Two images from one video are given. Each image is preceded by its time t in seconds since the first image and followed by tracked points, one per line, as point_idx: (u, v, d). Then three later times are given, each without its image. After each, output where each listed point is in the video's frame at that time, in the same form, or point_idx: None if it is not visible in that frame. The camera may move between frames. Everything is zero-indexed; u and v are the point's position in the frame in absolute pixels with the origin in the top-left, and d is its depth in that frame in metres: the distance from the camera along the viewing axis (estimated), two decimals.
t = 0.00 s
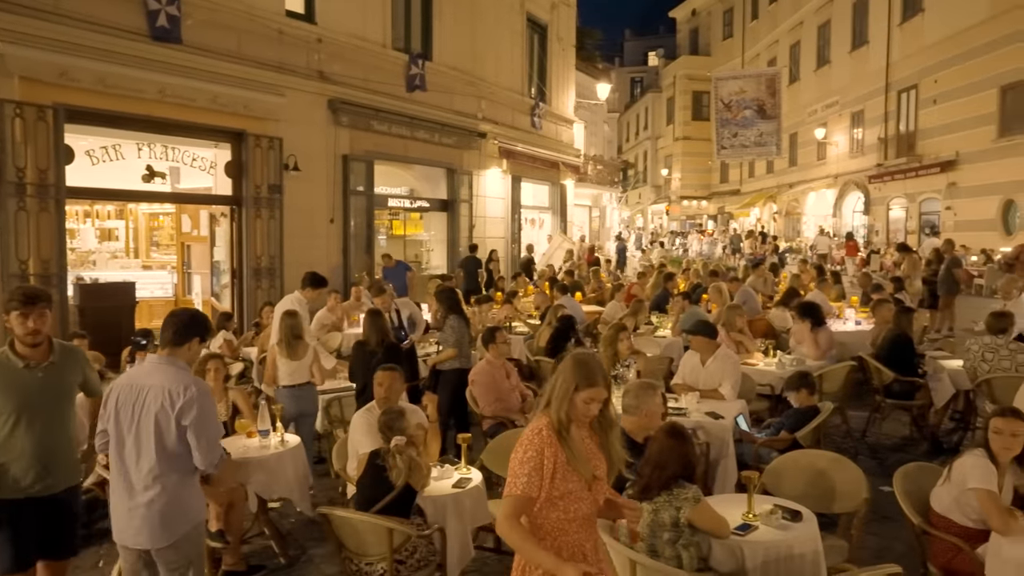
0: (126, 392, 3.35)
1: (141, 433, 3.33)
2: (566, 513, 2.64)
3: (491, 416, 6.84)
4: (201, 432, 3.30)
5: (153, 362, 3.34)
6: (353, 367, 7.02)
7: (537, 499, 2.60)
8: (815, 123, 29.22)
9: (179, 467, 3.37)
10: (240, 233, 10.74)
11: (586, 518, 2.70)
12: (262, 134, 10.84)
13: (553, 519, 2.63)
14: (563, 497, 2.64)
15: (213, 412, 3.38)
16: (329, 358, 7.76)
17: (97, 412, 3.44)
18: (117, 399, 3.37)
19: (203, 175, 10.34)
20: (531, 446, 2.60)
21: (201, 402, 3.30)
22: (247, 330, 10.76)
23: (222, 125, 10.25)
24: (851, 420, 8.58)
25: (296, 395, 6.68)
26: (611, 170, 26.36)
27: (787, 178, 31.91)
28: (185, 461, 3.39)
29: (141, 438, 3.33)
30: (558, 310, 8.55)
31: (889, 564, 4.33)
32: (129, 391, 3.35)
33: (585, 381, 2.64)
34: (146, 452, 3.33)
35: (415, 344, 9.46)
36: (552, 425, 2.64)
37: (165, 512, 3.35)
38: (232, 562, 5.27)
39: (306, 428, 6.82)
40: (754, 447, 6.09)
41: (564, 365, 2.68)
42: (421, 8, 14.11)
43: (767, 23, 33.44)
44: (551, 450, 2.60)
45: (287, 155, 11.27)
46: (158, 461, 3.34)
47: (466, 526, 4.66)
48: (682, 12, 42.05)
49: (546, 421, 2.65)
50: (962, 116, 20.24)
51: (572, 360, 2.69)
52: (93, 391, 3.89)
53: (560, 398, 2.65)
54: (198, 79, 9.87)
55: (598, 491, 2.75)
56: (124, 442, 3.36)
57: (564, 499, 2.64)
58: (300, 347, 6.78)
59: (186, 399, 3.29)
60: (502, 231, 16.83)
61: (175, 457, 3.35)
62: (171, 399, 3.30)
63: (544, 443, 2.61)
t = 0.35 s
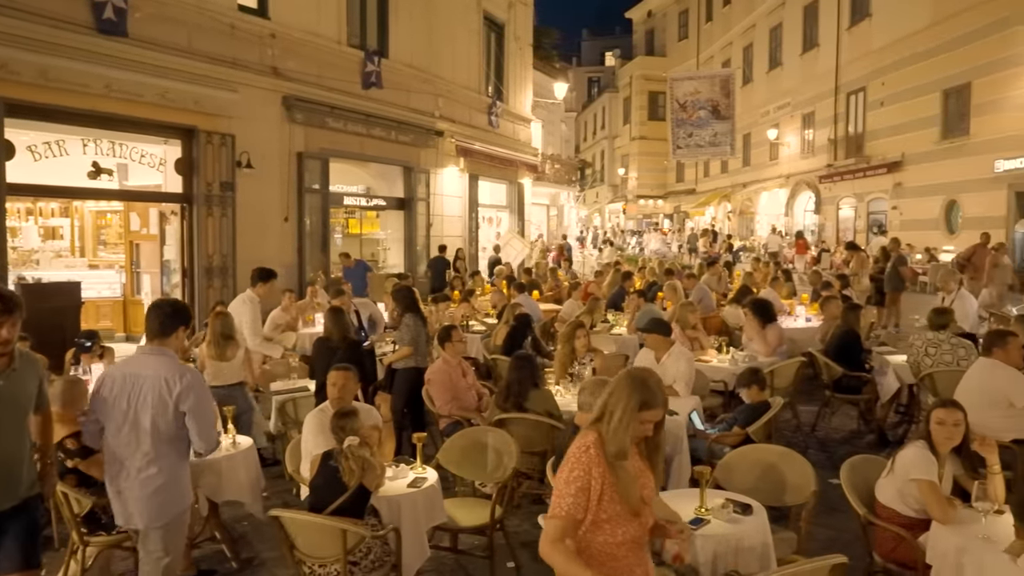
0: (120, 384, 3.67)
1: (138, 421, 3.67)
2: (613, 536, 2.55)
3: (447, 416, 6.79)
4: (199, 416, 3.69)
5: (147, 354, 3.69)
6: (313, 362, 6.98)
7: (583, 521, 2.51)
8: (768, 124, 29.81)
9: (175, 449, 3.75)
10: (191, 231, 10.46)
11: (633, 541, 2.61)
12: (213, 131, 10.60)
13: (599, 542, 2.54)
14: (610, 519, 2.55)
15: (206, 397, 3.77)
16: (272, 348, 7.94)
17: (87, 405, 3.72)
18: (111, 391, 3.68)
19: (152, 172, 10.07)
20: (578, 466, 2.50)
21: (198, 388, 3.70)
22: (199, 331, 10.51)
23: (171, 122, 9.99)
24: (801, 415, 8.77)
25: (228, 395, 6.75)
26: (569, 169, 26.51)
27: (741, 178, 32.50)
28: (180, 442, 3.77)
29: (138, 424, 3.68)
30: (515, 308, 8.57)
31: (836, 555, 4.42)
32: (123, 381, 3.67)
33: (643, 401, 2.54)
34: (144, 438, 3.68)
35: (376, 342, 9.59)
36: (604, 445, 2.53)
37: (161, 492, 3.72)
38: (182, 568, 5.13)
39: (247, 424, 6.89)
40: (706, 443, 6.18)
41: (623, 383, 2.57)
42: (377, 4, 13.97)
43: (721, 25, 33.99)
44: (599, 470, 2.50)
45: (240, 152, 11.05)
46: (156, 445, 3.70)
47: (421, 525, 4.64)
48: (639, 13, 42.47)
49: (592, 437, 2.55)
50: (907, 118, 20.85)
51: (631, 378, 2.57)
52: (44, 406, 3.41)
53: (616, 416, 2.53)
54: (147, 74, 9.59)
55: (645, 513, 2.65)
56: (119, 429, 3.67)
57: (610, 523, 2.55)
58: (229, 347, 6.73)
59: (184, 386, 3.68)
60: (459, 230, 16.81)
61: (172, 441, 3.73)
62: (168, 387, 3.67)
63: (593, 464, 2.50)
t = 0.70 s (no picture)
0: (103, 374, 4.02)
1: (122, 407, 4.04)
2: (674, 542, 2.60)
3: (407, 415, 6.73)
4: (175, 400, 4.05)
5: (124, 346, 4.03)
6: (267, 361, 6.82)
7: (640, 527, 2.57)
8: (725, 125, 30.29)
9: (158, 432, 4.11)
10: (143, 229, 10.17)
11: (697, 548, 2.64)
12: (166, 127, 10.34)
13: (659, 548, 2.60)
14: (670, 525, 2.59)
15: (182, 383, 4.12)
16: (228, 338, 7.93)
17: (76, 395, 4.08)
18: (95, 381, 4.04)
19: (101, 169, 9.79)
20: (635, 472, 2.55)
21: (173, 375, 4.04)
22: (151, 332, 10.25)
23: (122, 117, 9.71)
24: (757, 410, 8.92)
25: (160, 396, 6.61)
26: (530, 168, 26.55)
27: (698, 177, 32.96)
28: (161, 425, 4.13)
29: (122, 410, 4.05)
30: (474, 306, 8.53)
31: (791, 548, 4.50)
32: (105, 372, 4.02)
33: (707, 405, 2.53)
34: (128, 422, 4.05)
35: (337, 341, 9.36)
36: (664, 450, 2.56)
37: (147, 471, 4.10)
38: None
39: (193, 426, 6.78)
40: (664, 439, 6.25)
41: (685, 385, 2.57)
42: None
43: (678, 27, 34.41)
44: (658, 477, 2.54)
45: (193, 149, 10.80)
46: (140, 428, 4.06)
47: (381, 526, 4.58)
48: (598, 14, 42.78)
49: (653, 443, 2.58)
50: (859, 120, 21.37)
51: (695, 380, 2.56)
52: (34, 426, 3.12)
53: (678, 421, 2.55)
54: (95, 68, 9.31)
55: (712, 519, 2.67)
56: (107, 416, 4.05)
57: (671, 530, 2.60)
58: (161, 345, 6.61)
59: (161, 374, 4.02)
60: (419, 229, 16.72)
61: (153, 423, 4.09)
62: (146, 375, 4.02)
63: (652, 471, 2.54)
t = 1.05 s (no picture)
0: (87, 364, 4.02)
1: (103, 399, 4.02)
2: None
3: (367, 416, 6.66)
4: (156, 394, 4.02)
5: (108, 337, 4.04)
6: (223, 360, 6.66)
7: (726, 561, 2.42)
8: (682, 126, 30.71)
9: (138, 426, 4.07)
10: (93, 228, 9.89)
11: None
12: (117, 124, 10.05)
13: None
14: (760, 558, 2.44)
15: (164, 376, 4.10)
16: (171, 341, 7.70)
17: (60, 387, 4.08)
18: (80, 371, 4.04)
19: (50, 166, 9.51)
20: (719, 502, 2.41)
21: (156, 368, 4.02)
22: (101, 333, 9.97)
23: (71, 113, 9.41)
24: (716, 407, 9.05)
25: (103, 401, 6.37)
26: (490, 167, 26.54)
27: (657, 178, 33.34)
28: (142, 419, 4.09)
29: (104, 401, 4.03)
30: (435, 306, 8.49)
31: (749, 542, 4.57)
32: (89, 362, 4.03)
33: (783, 419, 2.44)
34: (110, 413, 4.04)
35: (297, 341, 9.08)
36: (750, 475, 2.44)
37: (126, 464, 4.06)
38: None
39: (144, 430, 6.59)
40: (625, 437, 6.29)
41: (762, 399, 2.48)
42: None
43: (637, 28, 34.75)
44: (743, 506, 2.41)
45: (146, 146, 10.52)
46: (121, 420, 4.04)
47: (341, 528, 4.52)
48: (557, 14, 42.98)
49: (735, 470, 2.45)
50: (812, 122, 21.85)
51: (772, 394, 2.48)
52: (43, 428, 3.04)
53: (763, 441, 2.44)
54: (42, 62, 9.00)
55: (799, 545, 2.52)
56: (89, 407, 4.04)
57: (758, 564, 2.44)
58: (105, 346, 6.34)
59: (143, 366, 4.01)
60: (379, 229, 16.60)
61: (134, 416, 4.06)
62: (129, 367, 4.01)
63: (739, 500, 2.41)
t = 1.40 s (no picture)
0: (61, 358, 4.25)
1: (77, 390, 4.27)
2: None
3: (318, 417, 6.54)
4: (126, 389, 4.33)
5: (79, 335, 4.28)
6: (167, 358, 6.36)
7: None
8: (633, 127, 31.08)
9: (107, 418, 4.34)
10: (28, 227, 9.48)
11: None
12: (54, 119, 9.67)
13: None
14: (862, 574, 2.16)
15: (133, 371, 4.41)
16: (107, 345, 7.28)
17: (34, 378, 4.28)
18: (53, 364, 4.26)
19: None
20: (817, 510, 2.14)
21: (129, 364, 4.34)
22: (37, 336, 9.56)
23: (4, 107, 9.01)
24: (667, 404, 9.18)
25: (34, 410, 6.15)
26: (442, 167, 26.41)
27: (608, 178, 33.66)
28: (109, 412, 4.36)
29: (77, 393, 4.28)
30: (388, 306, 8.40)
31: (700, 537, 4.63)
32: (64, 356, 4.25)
33: (870, 414, 2.24)
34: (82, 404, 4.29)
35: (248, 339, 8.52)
36: (846, 482, 2.18)
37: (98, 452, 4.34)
38: None
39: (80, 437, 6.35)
40: (579, 435, 6.31)
41: (840, 397, 2.29)
42: None
43: (588, 29, 35.07)
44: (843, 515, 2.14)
45: (85, 142, 10.14)
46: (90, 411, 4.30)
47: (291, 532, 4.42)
48: (509, 14, 43.07)
49: (828, 475, 2.19)
50: (758, 125, 22.37)
51: (851, 390, 2.29)
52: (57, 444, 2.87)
53: (851, 441, 2.22)
54: None
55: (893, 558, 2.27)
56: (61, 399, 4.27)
57: None
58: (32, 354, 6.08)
59: (115, 362, 4.30)
60: (329, 228, 16.35)
61: (102, 409, 4.33)
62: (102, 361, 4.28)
63: (840, 509, 2.15)
